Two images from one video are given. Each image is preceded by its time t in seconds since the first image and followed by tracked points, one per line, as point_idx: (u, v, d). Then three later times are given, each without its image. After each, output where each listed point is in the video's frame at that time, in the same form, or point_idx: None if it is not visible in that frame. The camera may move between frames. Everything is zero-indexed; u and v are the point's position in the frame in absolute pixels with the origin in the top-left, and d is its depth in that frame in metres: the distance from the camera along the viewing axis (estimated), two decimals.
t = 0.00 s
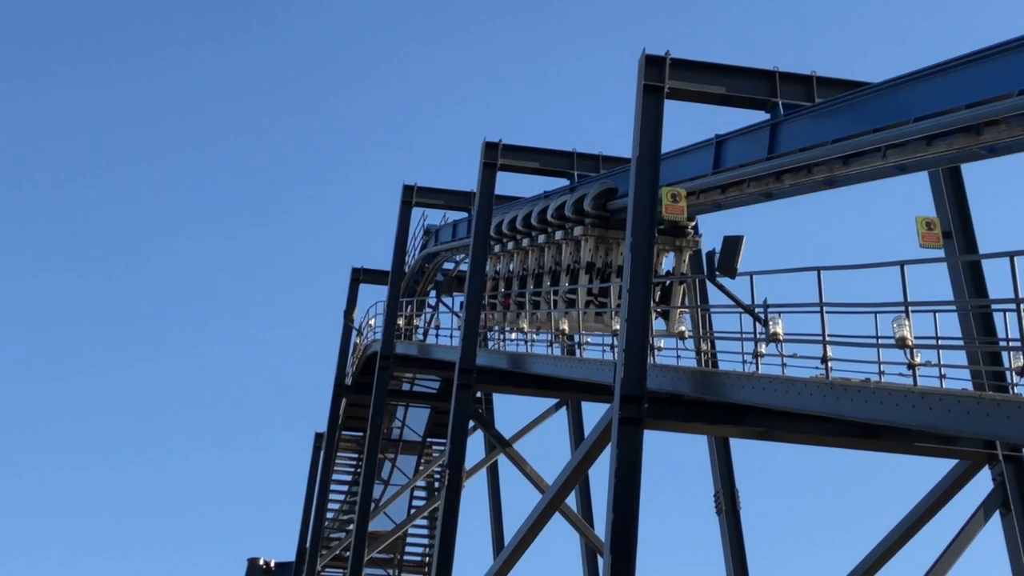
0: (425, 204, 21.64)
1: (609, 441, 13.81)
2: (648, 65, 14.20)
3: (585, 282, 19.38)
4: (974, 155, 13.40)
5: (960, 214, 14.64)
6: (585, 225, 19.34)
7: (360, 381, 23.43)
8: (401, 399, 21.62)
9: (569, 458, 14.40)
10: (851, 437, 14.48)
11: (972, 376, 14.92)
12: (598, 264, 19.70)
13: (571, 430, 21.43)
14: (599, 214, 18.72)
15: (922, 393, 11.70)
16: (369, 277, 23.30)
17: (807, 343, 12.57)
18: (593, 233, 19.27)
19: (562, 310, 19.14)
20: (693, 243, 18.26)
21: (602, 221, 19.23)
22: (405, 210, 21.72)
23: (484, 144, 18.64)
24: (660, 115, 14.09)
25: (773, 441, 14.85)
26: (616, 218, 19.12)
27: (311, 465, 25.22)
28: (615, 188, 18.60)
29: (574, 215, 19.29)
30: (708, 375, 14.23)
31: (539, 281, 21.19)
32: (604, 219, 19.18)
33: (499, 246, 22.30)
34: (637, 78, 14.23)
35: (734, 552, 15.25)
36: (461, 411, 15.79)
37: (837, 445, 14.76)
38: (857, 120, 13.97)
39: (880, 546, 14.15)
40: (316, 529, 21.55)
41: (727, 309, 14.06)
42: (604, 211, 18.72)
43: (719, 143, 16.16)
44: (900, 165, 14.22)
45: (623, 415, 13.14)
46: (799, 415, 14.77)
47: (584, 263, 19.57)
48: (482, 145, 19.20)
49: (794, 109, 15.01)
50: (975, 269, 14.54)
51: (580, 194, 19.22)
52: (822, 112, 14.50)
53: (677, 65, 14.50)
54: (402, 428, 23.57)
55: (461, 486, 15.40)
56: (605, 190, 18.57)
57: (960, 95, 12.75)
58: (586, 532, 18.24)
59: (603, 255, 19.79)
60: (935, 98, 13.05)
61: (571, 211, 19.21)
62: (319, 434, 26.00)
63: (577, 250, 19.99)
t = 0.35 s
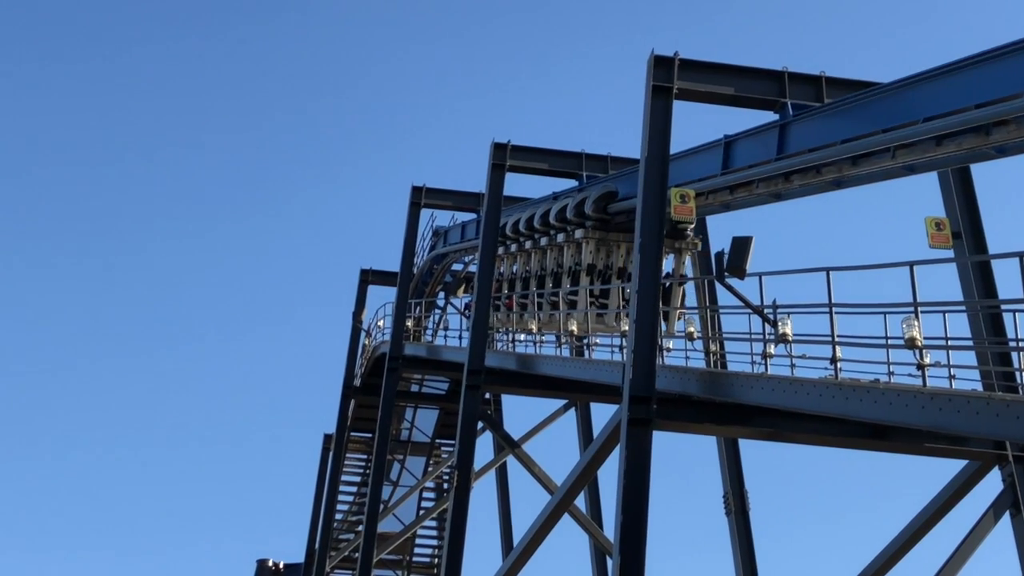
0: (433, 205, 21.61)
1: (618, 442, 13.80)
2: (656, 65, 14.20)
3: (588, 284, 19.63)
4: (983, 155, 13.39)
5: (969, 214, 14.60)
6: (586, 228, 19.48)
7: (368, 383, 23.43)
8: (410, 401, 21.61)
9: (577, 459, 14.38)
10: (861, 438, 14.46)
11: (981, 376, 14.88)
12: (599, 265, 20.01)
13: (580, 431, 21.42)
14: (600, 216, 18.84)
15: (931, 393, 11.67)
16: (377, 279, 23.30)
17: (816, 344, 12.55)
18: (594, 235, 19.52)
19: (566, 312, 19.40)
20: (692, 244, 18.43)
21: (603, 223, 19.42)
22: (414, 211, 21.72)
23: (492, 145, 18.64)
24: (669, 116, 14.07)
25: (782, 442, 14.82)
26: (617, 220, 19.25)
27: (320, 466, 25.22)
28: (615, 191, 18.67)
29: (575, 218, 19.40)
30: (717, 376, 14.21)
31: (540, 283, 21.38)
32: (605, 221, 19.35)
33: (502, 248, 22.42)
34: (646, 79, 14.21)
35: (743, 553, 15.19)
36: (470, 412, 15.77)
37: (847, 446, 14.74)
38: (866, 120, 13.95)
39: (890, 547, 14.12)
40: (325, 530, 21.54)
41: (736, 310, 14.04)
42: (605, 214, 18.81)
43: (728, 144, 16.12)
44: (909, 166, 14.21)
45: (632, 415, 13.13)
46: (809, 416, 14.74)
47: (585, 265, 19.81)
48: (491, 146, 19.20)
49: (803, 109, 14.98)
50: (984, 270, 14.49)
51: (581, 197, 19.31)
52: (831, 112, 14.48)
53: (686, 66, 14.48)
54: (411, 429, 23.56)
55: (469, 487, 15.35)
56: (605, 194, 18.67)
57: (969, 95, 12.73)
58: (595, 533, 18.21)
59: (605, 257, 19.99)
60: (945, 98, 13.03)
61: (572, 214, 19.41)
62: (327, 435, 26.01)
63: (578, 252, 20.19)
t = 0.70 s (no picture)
0: (438, 205, 21.63)
1: (623, 442, 13.81)
2: (661, 65, 14.21)
3: (586, 285, 19.79)
4: (989, 155, 13.42)
5: (975, 214, 14.59)
6: (584, 230, 19.62)
7: (374, 383, 23.45)
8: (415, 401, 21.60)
9: (583, 459, 14.39)
10: (867, 438, 14.46)
11: (987, 376, 14.86)
12: (597, 267, 20.11)
13: (586, 431, 21.41)
14: (597, 219, 19.03)
15: (937, 393, 11.67)
16: (384, 279, 23.32)
17: (822, 344, 12.56)
18: (591, 237, 19.61)
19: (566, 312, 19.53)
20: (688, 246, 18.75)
21: (600, 226, 19.51)
22: (419, 212, 21.74)
23: (498, 145, 18.65)
24: (673, 116, 14.08)
25: (788, 442, 14.82)
26: (614, 222, 19.38)
27: (326, 466, 25.23)
28: (613, 193, 18.95)
29: (574, 220, 19.58)
30: (723, 376, 14.21)
31: (540, 283, 21.52)
32: (602, 224, 19.46)
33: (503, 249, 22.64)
34: (651, 79, 14.22)
35: (749, 553, 15.17)
36: (476, 412, 15.75)
37: (852, 446, 14.74)
38: (871, 120, 13.95)
39: (896, 546, 14.11)
40: (331, 530, 21.54)
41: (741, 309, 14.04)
42: (602, 216, 19.07)
43: (733, 144, 16.11)
44: (915, 165, 14.21)
45: (637, 415, 13.14)
46: (814, 416, 14.74)
47: (583, 266, 19.98)
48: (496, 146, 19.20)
49: (809, 109, 14.97)
50: (990, 269, 14.48)
51: (579, 199, 19.48)
52: (836, 112, 14.47)
53: (691, 66, 14.49)
54: (417, 429, 23.56)
55: (475, 487, 15.30)
56: (603, 195, 18.95)
57: (974, 95, 12.73)
58: (600, 533, 18.22)
59: (603, 258, 20.12)
60: (950, 98, 13.03)
61: (570, 216, 19.60)
62: (333, 436, 26.03)
63: (576, 253, 20.33)
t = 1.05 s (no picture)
0: (442, 208, 21.69)
1: (627, 445, 13.82)
2: (665, 68, 14.22)
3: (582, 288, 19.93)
4: (993, 158, 13.46)
5: (978, 217, 14.58)
6: (580, 234, 19.81)
7: (378, 386, 23.45)
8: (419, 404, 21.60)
9: (587, 461, 14.39)
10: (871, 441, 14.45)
11: (992, 379, 14.85)
12: (594, 270, 20.29)
13: (590, 435, 21.40)
14: (593, 223, 19.16)
15: (941, 396, 11.68)
16: (388, 282, 23.35)
17: (826, 347, 12.57)
18: (588, 242, 19.84)
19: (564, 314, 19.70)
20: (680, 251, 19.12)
21: (596, 230, 19.73)
22: (423, 215, 21.75)
23: (502, 148, 18.67)
24: (677, 119, 14.08)
25: (791, 445, 14.81)
26: (609, 227, 19.63)
27: (329, 469, 25.25)
28: (609, 198, 19.06)
29: (570, 225, 19.76)
30: (726, 379, 14.22)
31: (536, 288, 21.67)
32: (598, 228, 19.64)
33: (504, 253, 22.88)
34: (655, 82, 14.24)
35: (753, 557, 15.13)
36: (479, 415, 15.74)
37: (856, 450, 14.73)
38: (875, 123, 13.95)
39: (901, 549, 14.09)
40: (335, 533, 21.52)
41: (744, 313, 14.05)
42: (599, 221, 19.18)
43: (736, 147, 16.10)
44: (919, 168, 14.23)
45: (641, 419, 13.14)
46: (818, 419, 14.73)
47: (580, 270, 20.14)
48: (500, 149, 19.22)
49: (812, 112, 14.96)
50: (994, 272, 14.48)
51: (576, 204, 19.68)
52: (840, 115, 14.48)
53: (695, 69, 14.50)
54: (420, 432, 23.55)
55: (479, 490, 15.24)
56: (598, 201, 19.10)
57: (979, 97, 12.74)
58: (604, 536, 18.20)
59: (600, 262, 20.29)
60: (954, 101, 13.04)
61: (567, 221, 19.77)
62: (337, 438, 26.03)
63: (573, 258, 20.53)
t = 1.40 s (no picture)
0: (444, 212, 21.66)
1: (629, 449, 13.82)
2: (668, 72, 14.20)
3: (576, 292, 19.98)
4: (996, 162, 13.50)
5: (981, 220, 14.57)
6: (575, 240, 20.03)
7: (381, 390, 23.43)
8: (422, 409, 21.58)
9: (590, 465, 14.38)
10: (875, 445, 14.44)
11: (994, 383, 14.84)
12: (590, 275, 20.36)
13: (593, 439, 21.38)
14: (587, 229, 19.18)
15: (944, 400, 11.68)
16: (390, 286, 23.34)
17: (829, 350, 12.58)
18: (583, 247, 19.94)
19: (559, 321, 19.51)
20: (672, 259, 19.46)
21: (591, 236, 19.95)
22: (426, 219, 21.75)
23: (504, 151, 18.70)
24: (680, 123, 14.07)
25: (795, 448, 14.80)
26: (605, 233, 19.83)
27: (332, 472, 25.24)
28: (603, 204, 19.13)
29: (566, 230, 19.98)
30: (729, 383, 14.20)
31: (535, 292, 21.77)
32: (593, 234, 19.87)
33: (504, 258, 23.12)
34: (657, 86, 14.22)
35: (756, 560, 15.11)
36: (482, 419, 15.69)
37: (859, 454, 14.73)
38: (878, 127, 13.95)
39: (904, 553, 14.08)
40: (338, 538, 21.50)
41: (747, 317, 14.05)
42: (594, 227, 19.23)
43: (740, 151, 16.09)
44: (921, 172, 14.24)
45: (644, 422, 13.13)
46: (820, 422, 14.72)
47: (575, 275, 20.32)
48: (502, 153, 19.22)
49: (815, 115, 14.96)
50: (996, 276, 14.48)
51: (572, 210, 19.91)
52: (842, 119, 14.48)
53: (697, 72, 14.50)
54: (423, 436, 23.52)
55: (481, 495, 15.10)
56: (593, 206, 19.17)
57: (982, 101, 12.75)
58: (607, 540, 18.17)
59: (595, 267, 20.34)
60: (958, 105, 13.04)
61: (564, 226, 20.04)
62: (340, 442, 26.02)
63: (569, 262, 20.64)
